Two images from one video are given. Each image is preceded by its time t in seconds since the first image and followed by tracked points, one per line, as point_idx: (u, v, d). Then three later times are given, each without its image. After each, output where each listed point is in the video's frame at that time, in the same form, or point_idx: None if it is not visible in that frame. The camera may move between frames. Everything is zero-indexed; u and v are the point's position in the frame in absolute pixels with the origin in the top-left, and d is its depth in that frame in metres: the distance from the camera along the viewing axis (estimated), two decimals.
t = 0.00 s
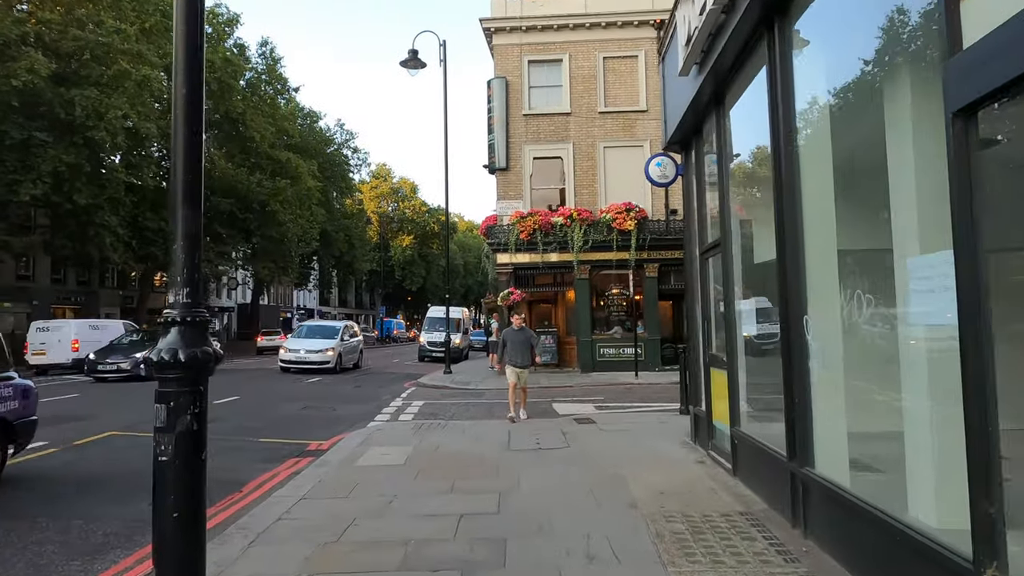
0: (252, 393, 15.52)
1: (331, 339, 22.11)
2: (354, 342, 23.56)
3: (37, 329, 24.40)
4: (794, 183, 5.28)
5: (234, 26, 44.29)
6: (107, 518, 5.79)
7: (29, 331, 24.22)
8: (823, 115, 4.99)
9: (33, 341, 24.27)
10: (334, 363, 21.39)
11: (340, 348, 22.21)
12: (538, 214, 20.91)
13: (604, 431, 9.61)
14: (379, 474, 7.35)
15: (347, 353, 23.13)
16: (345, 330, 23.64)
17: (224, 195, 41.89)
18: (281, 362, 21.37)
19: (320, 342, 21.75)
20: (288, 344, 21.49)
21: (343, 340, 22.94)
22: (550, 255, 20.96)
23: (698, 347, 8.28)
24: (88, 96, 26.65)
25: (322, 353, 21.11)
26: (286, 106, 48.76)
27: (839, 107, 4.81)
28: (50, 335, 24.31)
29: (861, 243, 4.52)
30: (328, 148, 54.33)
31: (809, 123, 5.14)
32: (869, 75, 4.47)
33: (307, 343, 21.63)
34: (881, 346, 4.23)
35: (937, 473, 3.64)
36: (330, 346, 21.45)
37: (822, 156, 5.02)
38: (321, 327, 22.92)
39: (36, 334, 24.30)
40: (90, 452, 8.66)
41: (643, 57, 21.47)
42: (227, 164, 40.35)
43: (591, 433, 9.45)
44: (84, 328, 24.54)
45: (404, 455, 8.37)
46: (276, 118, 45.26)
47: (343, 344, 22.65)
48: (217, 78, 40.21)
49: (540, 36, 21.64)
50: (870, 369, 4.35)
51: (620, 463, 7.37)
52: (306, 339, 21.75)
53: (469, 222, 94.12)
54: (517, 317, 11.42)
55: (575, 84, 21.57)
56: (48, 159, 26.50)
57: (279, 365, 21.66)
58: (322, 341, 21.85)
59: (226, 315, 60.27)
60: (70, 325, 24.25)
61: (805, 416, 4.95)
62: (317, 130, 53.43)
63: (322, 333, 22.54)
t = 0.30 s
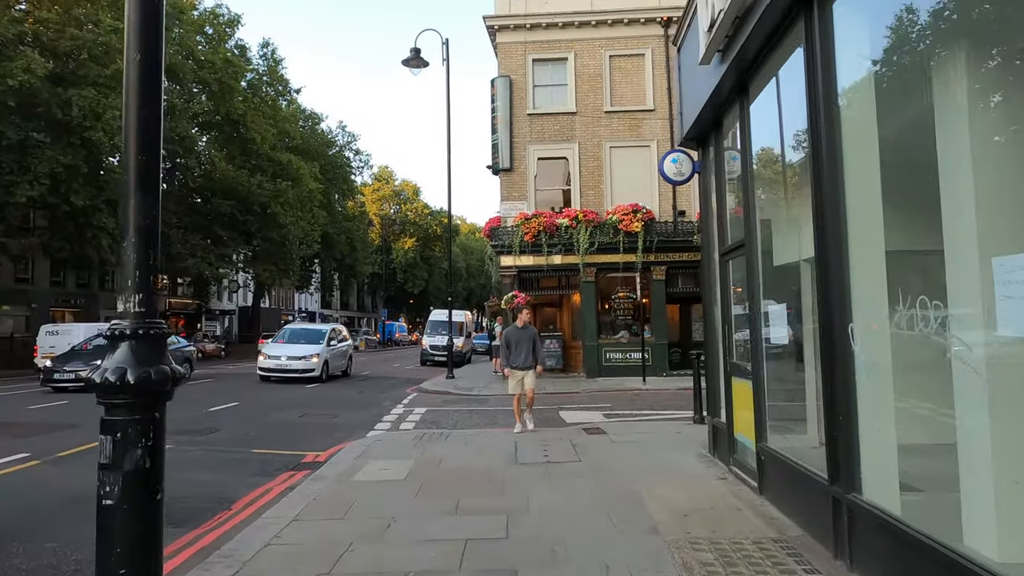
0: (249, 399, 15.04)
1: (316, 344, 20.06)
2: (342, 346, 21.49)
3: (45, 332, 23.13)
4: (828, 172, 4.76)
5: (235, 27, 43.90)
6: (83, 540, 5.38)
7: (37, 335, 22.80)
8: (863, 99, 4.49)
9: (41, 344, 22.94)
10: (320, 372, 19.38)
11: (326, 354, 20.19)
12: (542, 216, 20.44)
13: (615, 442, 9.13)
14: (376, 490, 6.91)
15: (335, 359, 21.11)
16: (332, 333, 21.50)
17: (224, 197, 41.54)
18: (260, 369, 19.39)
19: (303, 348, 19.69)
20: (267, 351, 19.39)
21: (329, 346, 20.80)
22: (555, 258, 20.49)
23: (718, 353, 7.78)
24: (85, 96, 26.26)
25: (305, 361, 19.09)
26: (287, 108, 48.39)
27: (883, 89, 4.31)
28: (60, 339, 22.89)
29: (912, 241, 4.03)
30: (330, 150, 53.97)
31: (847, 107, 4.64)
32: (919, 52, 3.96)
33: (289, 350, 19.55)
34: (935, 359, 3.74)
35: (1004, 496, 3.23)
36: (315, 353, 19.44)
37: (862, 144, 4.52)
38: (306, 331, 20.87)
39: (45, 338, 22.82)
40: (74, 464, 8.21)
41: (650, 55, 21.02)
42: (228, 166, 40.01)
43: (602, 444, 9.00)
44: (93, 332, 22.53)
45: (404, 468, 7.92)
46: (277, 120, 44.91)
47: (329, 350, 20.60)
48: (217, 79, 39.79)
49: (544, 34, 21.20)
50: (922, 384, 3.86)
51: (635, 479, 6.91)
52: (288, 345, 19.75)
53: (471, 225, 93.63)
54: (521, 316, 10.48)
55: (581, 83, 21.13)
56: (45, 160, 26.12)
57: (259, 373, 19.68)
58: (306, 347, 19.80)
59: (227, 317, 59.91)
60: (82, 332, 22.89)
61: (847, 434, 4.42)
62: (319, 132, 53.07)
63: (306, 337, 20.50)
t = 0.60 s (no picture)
0: (247, 403, 14.57)
1: (301, 347, 17.73)
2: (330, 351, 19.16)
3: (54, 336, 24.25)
4: (878, 151, 4.21)
5: (237, 27, 43.50)
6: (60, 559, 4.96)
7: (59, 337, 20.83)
8: (919, 66, 3.95)
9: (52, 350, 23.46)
10: (304, 379, 17.03)
11: (313, 359, 17.83)
12: (548, 214, 19.96)
13: (630, 449, 8.64)
14: (377, 502, 6.43)
15: (322, 364, 18.75)
16: (320, 336, 19.16)
17: (226, 197, 41.13)
18: (237, 376, 16.99)
19: (287, 351, 17.32)
20: (246, 354, 16.99)
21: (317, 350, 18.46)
22: (562, 258, 20.02)
23: (744, 355, 7.25)
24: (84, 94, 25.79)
25: (289, 367, 16.76)
26: (290, 108, 48.00)
27: (945, 53, 3.77)
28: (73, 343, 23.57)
29: (983, 230, 3.51)
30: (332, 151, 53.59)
31: (902, 77, 4.08)
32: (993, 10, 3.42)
33: (270, 353, 17.19)
34: (1014, 366, 3.22)
35: None
36: (300, 357, 17.11)
37: (919, 119, 3.98)
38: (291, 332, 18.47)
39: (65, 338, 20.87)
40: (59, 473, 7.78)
41: (659, 50, 20.57)
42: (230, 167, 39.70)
43: (617, 451, 8.53)
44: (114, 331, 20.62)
45: (407, 477, 7.47)
46: (279, 120, 44.54)
47: (316, 354, 18.29)
48: (218, 79, 39.54)
49: (550, 29, 20.73)
50: (998, 395, 3.36)
51: (657, 491, 6.41)
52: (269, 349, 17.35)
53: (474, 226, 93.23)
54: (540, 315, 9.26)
55: (587, 79, 20.66)
56: (42, 160, 25.72)
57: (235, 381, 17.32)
58: (290, 350, 17.44)
59: (229, 319, 59.53)
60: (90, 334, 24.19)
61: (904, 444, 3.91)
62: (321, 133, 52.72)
63: (291, 339, 18.13)
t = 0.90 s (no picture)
0: (244, 407, 14.15)
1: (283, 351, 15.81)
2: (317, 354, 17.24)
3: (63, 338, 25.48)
4: (938, 126, 3.67)
5: (238, 26, 43.11)
6: None
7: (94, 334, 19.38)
8: (988, 28, 3.38)
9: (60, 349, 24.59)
10: (286, 388, 15.11)
11: (296, 364, 15.90)
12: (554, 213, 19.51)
13: (644, 456, 8.20)
14: (378, 517, 6.00)
15: (307, 370, 16.78)
16: (305, 337, 17.22)
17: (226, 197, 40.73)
18: (208, 384, 14.99)
19: (266, 356, 15.38)
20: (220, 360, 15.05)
21: (303, 354, 16.51)
22: (568, 257, 19.60)
23: (769, 358, 6.82)
24: (81, 92, 25.31)
25: (268, 374, 14.80)
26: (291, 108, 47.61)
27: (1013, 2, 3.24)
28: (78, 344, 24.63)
29: None
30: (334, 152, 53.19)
31: (965, 41, 3.51)
32: None
33: (247, 358, 15.25)
34: None
35: None
36: (283, 362, 15.20)
37: (991, 91, 3.41)
38: (271, 334, 16.47)
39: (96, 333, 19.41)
40: (40, 484, 7.36)
41: (666, 45, 20.13)
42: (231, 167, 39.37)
43: (631, 459, 8.09)
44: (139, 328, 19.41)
45: (409, 487, 7.03)
46: (281, 120, 44.17)
47: (301, 358, 16.36)
48: (220, 78, 39.28)
49: (556, 24, 20.31)
50: None
51: (677, 505, 5.97)
52: (246, 353, 15.40)
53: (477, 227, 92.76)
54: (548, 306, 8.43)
55: (593, 75, 20.21)
56: (40, 159, 25.39)
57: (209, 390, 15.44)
58: (270, 354, 15.49)
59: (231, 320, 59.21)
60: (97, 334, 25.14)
61: (970, 465, 3.42)
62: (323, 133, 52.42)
63: (272, 342, 16.18)
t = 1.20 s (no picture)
0: (241, 412, 13.72)
1: (261, 357, 13.83)
2: (298, 360, 15.26)
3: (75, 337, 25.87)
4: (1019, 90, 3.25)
5: (238, 23, 42.66)
6: None
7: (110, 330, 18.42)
8: None
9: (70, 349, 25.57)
10: (263, 399, 13.16)
11: (275, 371, 13.92)
12: (559, 211, 19.05)
13: (660, 467, 7.76)
14: (378, 535, 5.57)
15: (288, 377, 14.83)
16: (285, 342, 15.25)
17: (227, 197, 40.35)
18: (171, 396, 12.96)
19: (240, 362, 13.39)
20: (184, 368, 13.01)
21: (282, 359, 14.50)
22: (574, 256, 19.14)
23: (797, 364, 6.36)
24: (77, 89, 24.85)
25: (241, 383, 12.81)
26: (292, 107, 47.17)
27: None
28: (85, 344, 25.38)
29: None
30: (335, 151, 52.75)
31: None
32: None
33: (217, 365, 13.23)
34: None
35: None
36: (258, 369, 13.21)
37: None
38: (246, 337, 14.45)
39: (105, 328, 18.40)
40: (19, 498, 6.96)
41: (674, 39, 19.66)
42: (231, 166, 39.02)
43: (646, 469, 7.65)
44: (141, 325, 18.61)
45: (410, 502, 6.58)
46: (281, 119, 43.74)
47: (281, 365, 14.39)
48: (220, 76, 38.96)
49: (560, 18, 19.84)
50: None
51: (700, 525, 5.54)
52: (216, 359, 13.38)
53: (480, 227, 92.33)
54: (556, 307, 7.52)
55: (599, 70, 19.74)
56: (37, 157, 25.00)
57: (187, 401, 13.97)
58: (244, 360, 13.50)
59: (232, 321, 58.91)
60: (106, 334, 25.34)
61: None
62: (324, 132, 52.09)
63: (247, 346, 14.16)
